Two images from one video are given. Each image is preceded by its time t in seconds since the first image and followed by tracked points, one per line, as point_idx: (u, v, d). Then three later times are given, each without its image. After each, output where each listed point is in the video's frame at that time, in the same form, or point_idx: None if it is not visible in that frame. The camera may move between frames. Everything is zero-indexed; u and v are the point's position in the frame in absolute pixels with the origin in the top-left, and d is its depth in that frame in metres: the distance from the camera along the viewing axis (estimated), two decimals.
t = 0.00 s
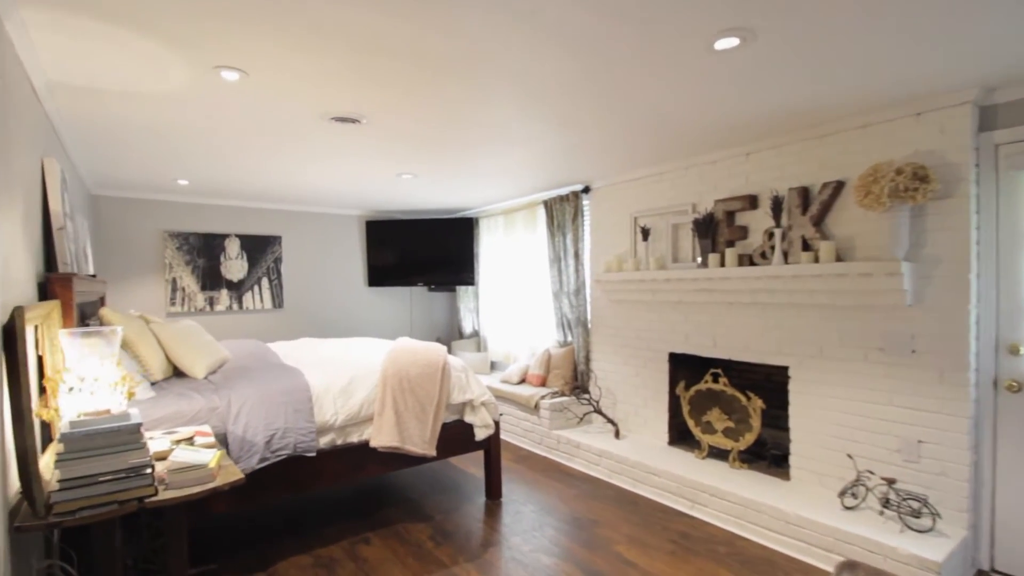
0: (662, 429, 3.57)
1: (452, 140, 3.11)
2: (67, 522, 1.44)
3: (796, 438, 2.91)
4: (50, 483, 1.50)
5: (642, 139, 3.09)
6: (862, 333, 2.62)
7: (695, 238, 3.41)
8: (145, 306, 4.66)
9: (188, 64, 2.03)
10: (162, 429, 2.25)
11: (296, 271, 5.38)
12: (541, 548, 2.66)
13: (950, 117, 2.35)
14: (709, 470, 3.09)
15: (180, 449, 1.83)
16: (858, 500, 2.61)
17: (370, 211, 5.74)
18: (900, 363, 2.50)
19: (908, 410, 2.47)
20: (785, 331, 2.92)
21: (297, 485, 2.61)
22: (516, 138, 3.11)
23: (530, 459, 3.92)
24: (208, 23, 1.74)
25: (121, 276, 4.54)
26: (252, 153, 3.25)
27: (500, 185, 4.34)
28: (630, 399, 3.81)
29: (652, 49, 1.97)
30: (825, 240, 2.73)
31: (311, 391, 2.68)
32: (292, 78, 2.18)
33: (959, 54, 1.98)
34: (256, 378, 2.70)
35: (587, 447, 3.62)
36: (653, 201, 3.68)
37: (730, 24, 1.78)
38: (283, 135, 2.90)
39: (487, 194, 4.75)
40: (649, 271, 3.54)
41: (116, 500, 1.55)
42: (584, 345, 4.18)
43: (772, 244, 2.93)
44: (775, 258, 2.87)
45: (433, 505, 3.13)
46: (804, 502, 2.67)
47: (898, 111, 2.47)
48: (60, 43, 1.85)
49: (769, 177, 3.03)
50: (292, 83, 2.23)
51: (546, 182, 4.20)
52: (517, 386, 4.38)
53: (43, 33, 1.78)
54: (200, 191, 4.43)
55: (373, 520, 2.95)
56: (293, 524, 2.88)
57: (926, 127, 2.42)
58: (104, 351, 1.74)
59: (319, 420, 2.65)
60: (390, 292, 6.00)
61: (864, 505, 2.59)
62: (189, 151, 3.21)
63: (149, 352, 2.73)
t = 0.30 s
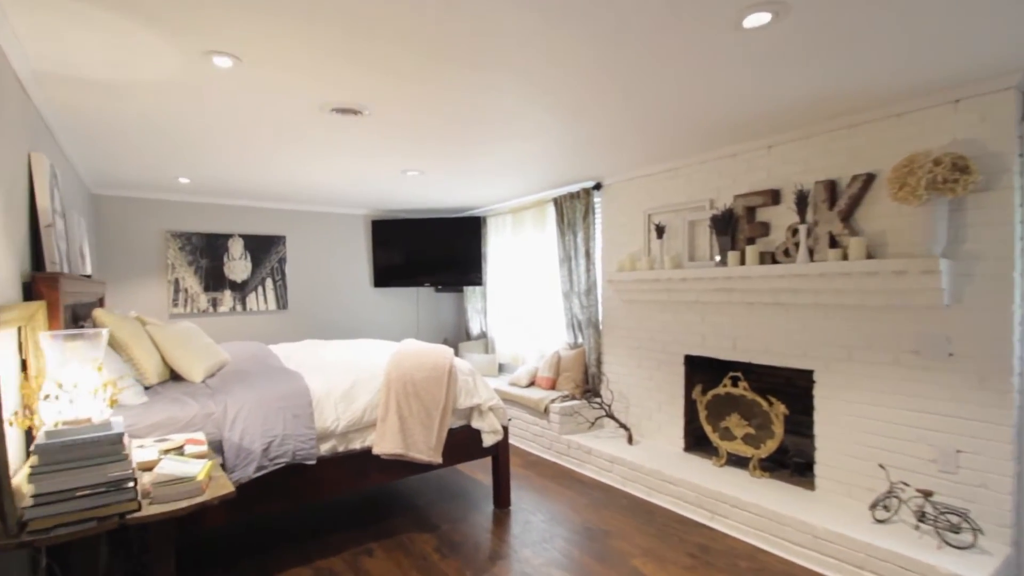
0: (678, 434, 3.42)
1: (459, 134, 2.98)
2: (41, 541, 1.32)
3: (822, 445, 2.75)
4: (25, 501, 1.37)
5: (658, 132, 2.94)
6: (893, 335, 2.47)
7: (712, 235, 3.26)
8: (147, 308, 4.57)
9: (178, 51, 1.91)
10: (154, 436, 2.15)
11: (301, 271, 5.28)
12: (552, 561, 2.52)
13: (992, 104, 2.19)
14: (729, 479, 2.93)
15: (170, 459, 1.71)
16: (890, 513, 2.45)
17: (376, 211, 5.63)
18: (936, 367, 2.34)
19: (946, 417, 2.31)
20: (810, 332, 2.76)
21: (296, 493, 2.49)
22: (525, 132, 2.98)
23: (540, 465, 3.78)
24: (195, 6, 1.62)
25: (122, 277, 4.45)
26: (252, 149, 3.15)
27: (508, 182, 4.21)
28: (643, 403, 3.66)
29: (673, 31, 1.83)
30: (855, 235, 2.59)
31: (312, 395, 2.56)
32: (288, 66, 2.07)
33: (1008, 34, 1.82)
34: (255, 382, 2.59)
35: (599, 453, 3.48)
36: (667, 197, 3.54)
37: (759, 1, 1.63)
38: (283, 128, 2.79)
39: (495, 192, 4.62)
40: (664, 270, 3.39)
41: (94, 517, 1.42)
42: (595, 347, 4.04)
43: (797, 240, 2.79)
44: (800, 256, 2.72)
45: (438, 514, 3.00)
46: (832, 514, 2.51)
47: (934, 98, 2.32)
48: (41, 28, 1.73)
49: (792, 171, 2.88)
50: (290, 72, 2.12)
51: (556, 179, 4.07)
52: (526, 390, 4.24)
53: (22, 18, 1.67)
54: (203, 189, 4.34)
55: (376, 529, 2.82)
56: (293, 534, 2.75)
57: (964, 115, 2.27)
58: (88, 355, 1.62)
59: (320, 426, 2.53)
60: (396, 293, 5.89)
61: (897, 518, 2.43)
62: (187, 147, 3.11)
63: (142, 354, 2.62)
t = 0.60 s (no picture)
0: (696, 442, 3.26)
1: (467, 127, 2.85)
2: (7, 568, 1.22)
3: (853, 456, 2.58)
4: None
5: (676, 125, 2.79)
6: (932, 339, 2.30)
7: (733, 233, 3.10)
8: (151, 308, 4.50)
9: (166, 38, 1.80)
10: (147, 445, 2.06)
11: (307, 272, 5.19)
12: None
13: None
14: (752, 490, 2.78)
15: (154, 475, 1.60)
16: (929, 530, 2.28)
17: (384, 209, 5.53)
18: (979, 375, 2.17)
19: (990, 428, 2.14)
20: (840, 336, 2.59)
21: (296, 504, 2.38)
22: (535, 125, 2.84)
23: (551, 472, 3.64)
24: None
25: (126, 277, 4.38)
26: (252, 144, 3.04)
27: (519, 179, 4.07)
28: (659, 409, 3.50)
29: (697, 13, 1.67)
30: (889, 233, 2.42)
31: (312, 402, 2.45)
32: (284, 55, 1.95)
33: None
34: (255, 387, 2.49)
35: (613, 461, 3.33)
36: (685, 193, 3.38)
37: None
38: (283, 122, 2.67)
39: (505, 189, 4.49)
40: (682, 269, 3.23)
41: (66, 542, 1.31)
42: (608, 350, 3.89)
43: (825, 239, 2.62)
44: (828, 255, 2.56)
45: (446, 525, 2.88)
46: (864, 531, 2.35)
47: (978, 85, 2.14)
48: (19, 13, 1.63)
49: (820, 165, 2.71)
50: (287, 61, 2.00)
51: (568, 176, 3.92)
52: (537, 393, 4.10)
53: None
54: (207, 188, 4.25)
55: (381, 541, 2.70)
56: (295, 546, 2.64)
57: (1012, 101, 2.09)
58: (68, 361, 1.52)
59: (321, 435, 2.41)
60: (405, 293, 5.78)
61: (936, 536, 2.26)
62: (186, 143, 3.01)
63: (138, 357, 2.52)
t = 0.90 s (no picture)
0: (718, 452, 3.09)
1: (477, 122, 2.72)
2: None
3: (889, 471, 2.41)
4: None
5: (698, 119, 2.63)
6: (978, 346, 2.12)
7: (757, 231, 2.93)
8: (159, 310, 4.44)
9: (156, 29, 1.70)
10: (141, 455, 1.97)
11: (316, 273, 5.10)
12: None
13: None
14: (779, 505, 2.61)
15: (138, 493, 1.49)
16: (977, 552, 2.09)
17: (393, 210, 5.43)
18: None
19: None
20: (875, 342, 2.42)
21: (298, 517, 2.27)
22: (548, 120, 2.71)
23: (565, 481, 3.50)
24: None
25: (133, 279, 4.33)
26: (255, 141, 2.94)
27: (531, 177, 3.93)
28: (678, 416, 3.34)
29: None
30: (930, 231, 2.24)
31: (314, 409, 2.33)
32: (281, 47, 1.84)
33: None
34: (256, 393, 2.38)
35: (631, 471, 3.18)
36: (705, 191, 3.22)
37: None
38: (286, 118, 2.57)
39: (517, 188, 4.36)
40: (703, 270, 3.07)
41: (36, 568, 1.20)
42: (624, 354, 3.74)
43: (858, 237, 2.45)
44: (863, 254, 2.39)
45: (455, 538, 2.75)
46: (904, 553, 2.17)
47: None
48: None
49: (852, 159, 2.54)
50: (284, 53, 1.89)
51: (581, 173, 3.78)
52: (550, 399, 3.96)
53: None
54: (213, 188, 4.18)
55: (387, 555, 2.58)
56: (297, 559, 2.53)
57: None
58: (49, 370, 1.41)
59: (323, 444, 2.29)
60: (415, 295, 5.68)
61: (984, 559, 2.08)
62: (187, 140, 2.92)
63: (136, 361, 2.44)
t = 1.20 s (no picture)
0: (745, 465, 2.91)
1: (486, 117, 2.59)
2: None
3: (934, 490, 2.21)
4: None
5: (722, 111, 2.46)
6: None
7: (785, 230, 2.74)
8: (172, 313, 4.41)
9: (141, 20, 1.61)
10: (137, 467, 1.89)
11: (329, 276, 5.04)
12: None
13: None
14: (812, 524, 2.43)
15: (120, 513, 1.41)
16: None
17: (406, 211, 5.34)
18: None
19: None
20: (918, 350, 2.22)
21: (301, 532, 2.17)
22: (562, 115, 2.57)
23: (583, 492, 3.35)
24: None
25: (146, 282, 4.31)
26: (260, 139, 2.86)
27: (545, 176, 3.79)
28: (702, 426, 3.16)
29: None
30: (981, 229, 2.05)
31: (319, 419, 2.23)
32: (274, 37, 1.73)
33: None
34: (259, 401, 2.29)
35: (652, 483, 3.02)
36: (729, 188, 3.04)
37: None
38: (288, 114, 2.47)
39: (531, 188, 4.22)
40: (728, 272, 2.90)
41: None
42: (644, 360, 3.57)
43: (898, 236, 2.26)
44: (904, 255, 2.20)
45: (467, 554, 2.62)
46: None
47: None
48: None
49: (889, 152, 2.35)
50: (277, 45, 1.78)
51: (597, 172, 3.63)
52: (566, 406, 3.82)
53: None
54: (223, 189, 4.13)
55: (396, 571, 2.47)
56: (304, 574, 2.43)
57: None
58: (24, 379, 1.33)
59: (328, 456, 2.19)
60: (429, 298, 5.58)
61: None
62: (191, 139, 2.85)
63: (136, 366, 2.36)
